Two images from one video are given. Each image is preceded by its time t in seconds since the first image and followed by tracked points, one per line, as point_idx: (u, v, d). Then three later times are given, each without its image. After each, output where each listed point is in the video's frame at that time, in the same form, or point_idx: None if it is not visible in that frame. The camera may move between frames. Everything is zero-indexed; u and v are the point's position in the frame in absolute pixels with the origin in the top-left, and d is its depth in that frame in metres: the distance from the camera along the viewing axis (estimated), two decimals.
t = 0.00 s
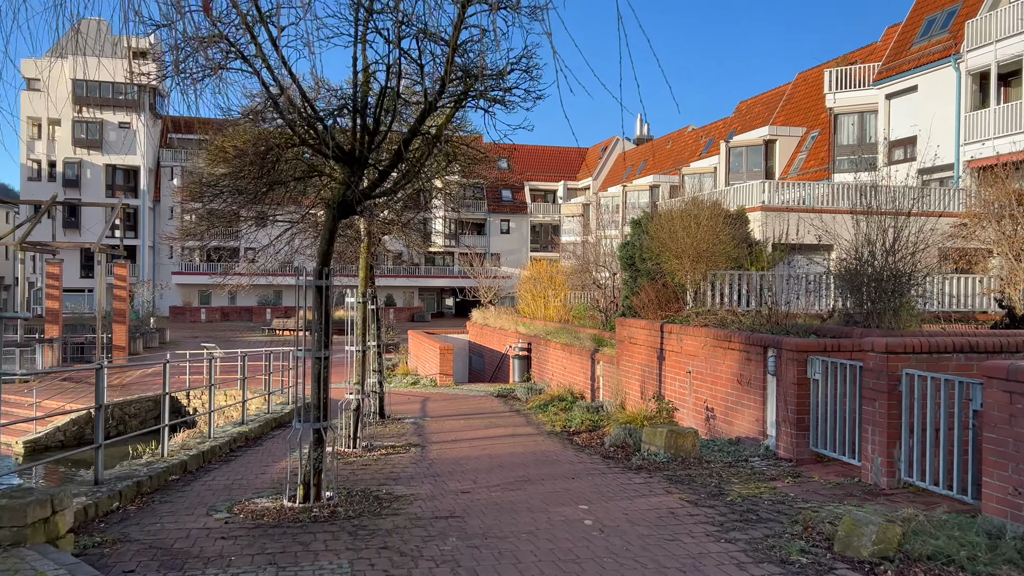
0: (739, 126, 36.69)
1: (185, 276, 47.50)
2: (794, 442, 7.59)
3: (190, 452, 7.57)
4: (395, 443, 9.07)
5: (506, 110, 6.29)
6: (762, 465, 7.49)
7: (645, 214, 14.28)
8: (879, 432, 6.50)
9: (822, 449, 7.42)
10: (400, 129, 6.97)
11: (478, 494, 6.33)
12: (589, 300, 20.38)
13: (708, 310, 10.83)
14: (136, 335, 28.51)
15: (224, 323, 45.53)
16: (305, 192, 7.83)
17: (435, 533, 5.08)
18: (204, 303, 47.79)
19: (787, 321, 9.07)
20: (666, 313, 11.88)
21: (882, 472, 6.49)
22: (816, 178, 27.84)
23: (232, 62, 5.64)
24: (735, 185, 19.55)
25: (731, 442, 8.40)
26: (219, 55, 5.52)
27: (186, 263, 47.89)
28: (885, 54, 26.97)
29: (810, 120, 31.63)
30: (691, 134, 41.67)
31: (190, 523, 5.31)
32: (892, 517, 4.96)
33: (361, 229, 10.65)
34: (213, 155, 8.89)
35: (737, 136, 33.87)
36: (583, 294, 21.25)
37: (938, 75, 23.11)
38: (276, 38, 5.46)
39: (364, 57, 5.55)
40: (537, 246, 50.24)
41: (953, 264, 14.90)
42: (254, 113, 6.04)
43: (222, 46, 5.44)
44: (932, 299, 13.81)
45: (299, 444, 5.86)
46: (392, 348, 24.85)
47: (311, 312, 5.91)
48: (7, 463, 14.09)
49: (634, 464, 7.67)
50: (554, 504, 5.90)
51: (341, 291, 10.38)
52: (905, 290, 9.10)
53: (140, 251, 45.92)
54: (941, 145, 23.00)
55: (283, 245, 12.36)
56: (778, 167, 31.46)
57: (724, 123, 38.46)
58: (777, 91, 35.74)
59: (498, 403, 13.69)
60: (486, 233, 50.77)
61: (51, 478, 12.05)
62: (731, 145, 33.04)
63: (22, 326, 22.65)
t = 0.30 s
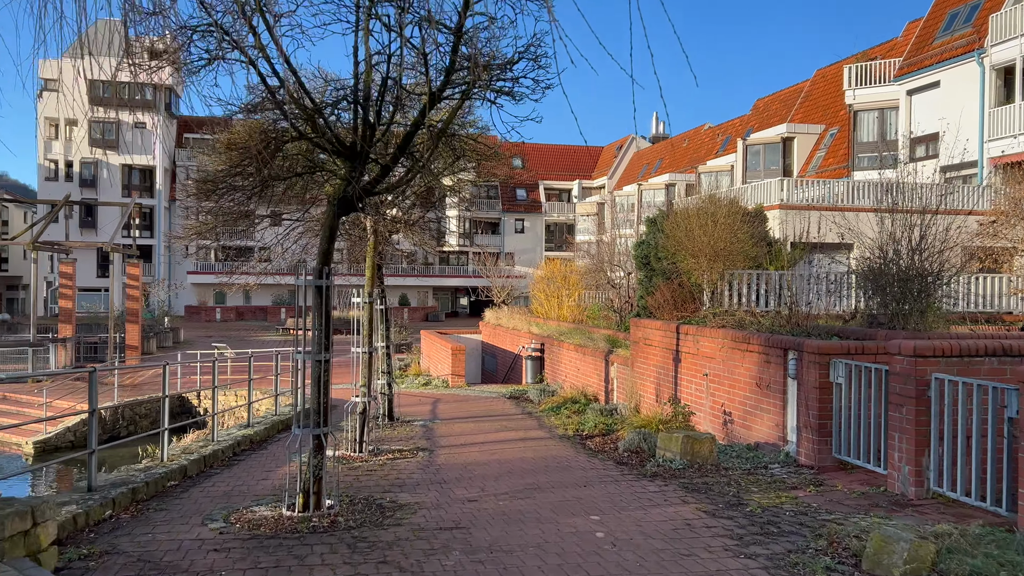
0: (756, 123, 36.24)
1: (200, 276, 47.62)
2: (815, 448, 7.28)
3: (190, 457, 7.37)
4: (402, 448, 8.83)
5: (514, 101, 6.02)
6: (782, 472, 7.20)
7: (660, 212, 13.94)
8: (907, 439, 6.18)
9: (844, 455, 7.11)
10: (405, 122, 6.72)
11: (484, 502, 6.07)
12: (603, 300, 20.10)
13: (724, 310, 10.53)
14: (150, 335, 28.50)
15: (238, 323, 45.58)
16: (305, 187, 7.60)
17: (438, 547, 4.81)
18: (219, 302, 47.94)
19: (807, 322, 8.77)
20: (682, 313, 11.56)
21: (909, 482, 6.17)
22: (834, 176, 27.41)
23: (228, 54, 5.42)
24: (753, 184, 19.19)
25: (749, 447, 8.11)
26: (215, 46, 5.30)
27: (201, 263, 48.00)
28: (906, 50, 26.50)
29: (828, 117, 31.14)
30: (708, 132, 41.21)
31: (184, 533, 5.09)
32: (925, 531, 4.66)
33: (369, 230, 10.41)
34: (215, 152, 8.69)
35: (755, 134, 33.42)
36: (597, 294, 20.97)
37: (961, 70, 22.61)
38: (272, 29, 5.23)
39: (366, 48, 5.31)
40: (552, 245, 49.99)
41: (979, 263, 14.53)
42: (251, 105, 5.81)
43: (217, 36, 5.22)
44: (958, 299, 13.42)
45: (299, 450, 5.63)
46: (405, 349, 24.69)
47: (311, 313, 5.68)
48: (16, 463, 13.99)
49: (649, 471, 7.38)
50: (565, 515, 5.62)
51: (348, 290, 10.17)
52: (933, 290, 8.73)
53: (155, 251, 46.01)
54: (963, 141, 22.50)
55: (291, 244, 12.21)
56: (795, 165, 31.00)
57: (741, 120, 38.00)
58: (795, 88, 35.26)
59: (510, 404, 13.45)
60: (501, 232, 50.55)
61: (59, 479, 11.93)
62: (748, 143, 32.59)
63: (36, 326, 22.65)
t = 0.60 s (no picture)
0: (776, 121, 35.73)
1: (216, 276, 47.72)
2: (840, 455, 6.95)
3: (192, 461, 7.16)
4: (411, 451, 8.58)
5: (522, 90, 5.76)
6: (805, 481, 6.87)
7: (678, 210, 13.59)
8: (938, 447, 5.84)
9: (869, 463, 6.77)
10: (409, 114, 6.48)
11: (492, 512, 5.81)
12: (620, 300, 19.77)
13: (744, 311, 10.21)
14: (165, 334, 28.46)
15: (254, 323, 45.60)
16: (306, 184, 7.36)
17: (440, 561, 4.54)
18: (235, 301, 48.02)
19: (830, 322, 8.43)
20: (700, 314, 11.23)
21: (941, 492, 5.84)
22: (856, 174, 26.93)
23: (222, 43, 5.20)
24: (773, 182, 18.79)
25: (770, 453, 7.79)
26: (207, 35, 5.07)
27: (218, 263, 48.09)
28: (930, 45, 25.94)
29: (850, 114, 30.60)
30: (726, 131, 40.73)
31: (176, 545, 4.86)
32: (962, 549, 4.33)
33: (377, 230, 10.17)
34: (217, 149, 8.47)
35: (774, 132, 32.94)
36: (614, 294, 20.64)
37: (987, 65, 22.07)
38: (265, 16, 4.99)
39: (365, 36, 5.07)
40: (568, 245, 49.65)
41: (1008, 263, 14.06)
42: (246, 97, 5.60)
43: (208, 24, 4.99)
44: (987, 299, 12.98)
45: (296, 458, 5.38)
46: (419, 349, 24.46)
47: (311, 313, 5.44)
48: (27, 463, 13.88)
49: (665, 479, 7.08)
50: (576, 527, 5.34)
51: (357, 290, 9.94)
52: (963, 290, 8.35)
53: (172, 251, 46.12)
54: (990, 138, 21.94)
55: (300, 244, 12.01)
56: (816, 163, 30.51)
57: (761, 118, 37.49)
58: (815, 85, 34.73)
59: (524, 407, 13.18)
60: (517, 232, 50.28)
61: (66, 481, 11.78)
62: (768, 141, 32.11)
63: (51, 325, 22.62)
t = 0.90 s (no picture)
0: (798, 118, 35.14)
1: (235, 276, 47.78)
2: (873, 464, 6.59)
3: (198, 466, 6.93)
4: (424, 456, 8.31)
5: (537, 77, 5.47)
6: (837, 491, 6.52)
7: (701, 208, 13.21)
8: (981, 457, 5.48)
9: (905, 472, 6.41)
10: (420, 106, 6.24)
11: (507, 522, 5.51)
12: (639, 300, 19.40)
13: (769, 311, 9.85)
14: (183, 334, 28.42)
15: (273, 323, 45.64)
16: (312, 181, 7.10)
17: None
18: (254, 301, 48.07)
19: (862, 323, 8.06)
20: (723, 315, 10.87)
21: (984, 505, 5.47)
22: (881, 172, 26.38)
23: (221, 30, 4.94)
24: (798, 179, 18.32)
25: (798, 460, 7.45)
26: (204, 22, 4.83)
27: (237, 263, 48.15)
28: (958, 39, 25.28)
29: (875, 111, 29.98)
30: (747, 129, 40.18)
31: (173, 556, 4.62)
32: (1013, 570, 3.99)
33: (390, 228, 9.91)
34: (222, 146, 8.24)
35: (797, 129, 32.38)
36: (634, 294, 20.26)
37: (1018, 59, 21.43)
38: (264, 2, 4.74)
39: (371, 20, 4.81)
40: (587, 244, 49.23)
41: None
42: (249, 89, 5.39)
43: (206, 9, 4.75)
44: None
45: (301, 464, 5.13)
46: (436, 349, 24.21)
47: (316, 312, 5.18)
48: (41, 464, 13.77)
49: (689, 487, 6.75)
50: (594, 540, 5.04)
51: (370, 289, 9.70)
52: (1004, 289, 7.94)
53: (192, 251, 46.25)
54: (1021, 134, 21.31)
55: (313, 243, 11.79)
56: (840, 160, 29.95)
57: (783, 115, 36.91)
58: (839, 82, 34.11)
59: (542, 409, 12.87)
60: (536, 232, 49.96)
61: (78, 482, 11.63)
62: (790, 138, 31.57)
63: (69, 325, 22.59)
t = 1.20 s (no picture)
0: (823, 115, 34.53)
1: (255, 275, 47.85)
2: (913, 472, 6.21)
3: (205, 470, 6.70)
4: (440, 460, 8.04)
5: (555, 62, 5.18)
6: (874, 501, 6.15)
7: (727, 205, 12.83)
8: None
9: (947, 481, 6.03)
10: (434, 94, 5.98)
11: (524, 533, 5.21)
12: (662, 300, 19.01)
13: (799, 311, 9.48)
14: (203, 334, 28.37)
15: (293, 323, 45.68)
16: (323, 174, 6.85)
17: None
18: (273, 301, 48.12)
19: (899, 324, 7.67)
20: (750, 316, 10.50)
21: None
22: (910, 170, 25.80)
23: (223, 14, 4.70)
24: (826, 175, 17.85)
25: (831, 468, 7.08)
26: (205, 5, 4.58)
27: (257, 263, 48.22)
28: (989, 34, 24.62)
29: (902, 108, 29.34)
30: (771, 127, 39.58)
31: (171, 569, 4.37)
32: None
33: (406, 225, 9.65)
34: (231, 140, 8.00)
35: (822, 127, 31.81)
36: (657, 295, 19.85)
37: None
38: None
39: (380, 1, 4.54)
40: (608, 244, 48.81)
41: None
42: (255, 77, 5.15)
43: None
44: None
45: (308, 470, 4.87)
46: (455, 349, 23.97)
47: (323, 310, 4.92)
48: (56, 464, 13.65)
49: (716, 496, 6.42)
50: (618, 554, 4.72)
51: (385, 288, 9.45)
52: None
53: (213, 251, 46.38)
54: None
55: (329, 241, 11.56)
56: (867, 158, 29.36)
57: (807, 113, 36.30)
58: (866, 78, 33.45)
59: (561, 411, 12.56)
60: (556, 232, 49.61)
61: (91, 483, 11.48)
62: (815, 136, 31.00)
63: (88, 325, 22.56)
